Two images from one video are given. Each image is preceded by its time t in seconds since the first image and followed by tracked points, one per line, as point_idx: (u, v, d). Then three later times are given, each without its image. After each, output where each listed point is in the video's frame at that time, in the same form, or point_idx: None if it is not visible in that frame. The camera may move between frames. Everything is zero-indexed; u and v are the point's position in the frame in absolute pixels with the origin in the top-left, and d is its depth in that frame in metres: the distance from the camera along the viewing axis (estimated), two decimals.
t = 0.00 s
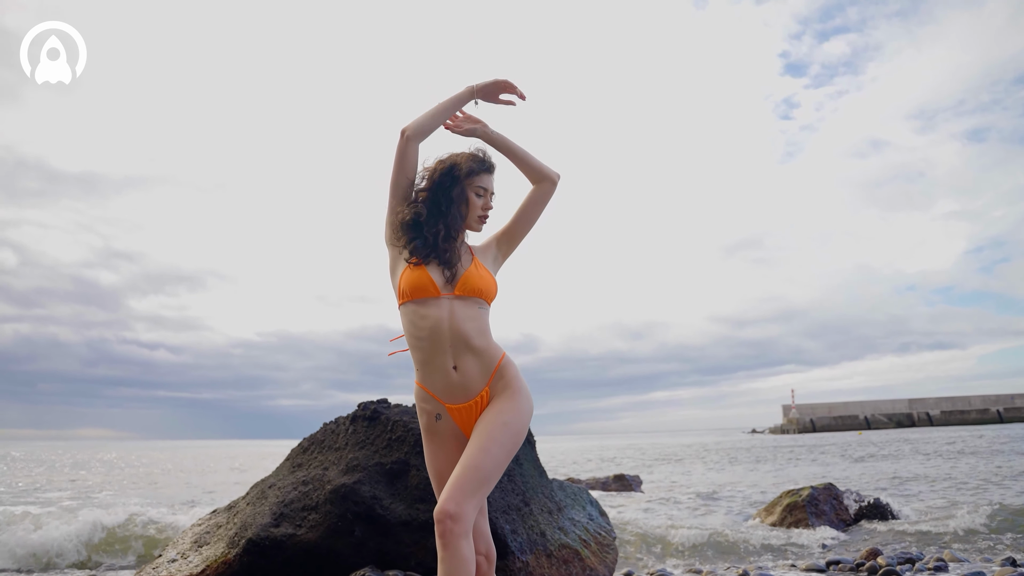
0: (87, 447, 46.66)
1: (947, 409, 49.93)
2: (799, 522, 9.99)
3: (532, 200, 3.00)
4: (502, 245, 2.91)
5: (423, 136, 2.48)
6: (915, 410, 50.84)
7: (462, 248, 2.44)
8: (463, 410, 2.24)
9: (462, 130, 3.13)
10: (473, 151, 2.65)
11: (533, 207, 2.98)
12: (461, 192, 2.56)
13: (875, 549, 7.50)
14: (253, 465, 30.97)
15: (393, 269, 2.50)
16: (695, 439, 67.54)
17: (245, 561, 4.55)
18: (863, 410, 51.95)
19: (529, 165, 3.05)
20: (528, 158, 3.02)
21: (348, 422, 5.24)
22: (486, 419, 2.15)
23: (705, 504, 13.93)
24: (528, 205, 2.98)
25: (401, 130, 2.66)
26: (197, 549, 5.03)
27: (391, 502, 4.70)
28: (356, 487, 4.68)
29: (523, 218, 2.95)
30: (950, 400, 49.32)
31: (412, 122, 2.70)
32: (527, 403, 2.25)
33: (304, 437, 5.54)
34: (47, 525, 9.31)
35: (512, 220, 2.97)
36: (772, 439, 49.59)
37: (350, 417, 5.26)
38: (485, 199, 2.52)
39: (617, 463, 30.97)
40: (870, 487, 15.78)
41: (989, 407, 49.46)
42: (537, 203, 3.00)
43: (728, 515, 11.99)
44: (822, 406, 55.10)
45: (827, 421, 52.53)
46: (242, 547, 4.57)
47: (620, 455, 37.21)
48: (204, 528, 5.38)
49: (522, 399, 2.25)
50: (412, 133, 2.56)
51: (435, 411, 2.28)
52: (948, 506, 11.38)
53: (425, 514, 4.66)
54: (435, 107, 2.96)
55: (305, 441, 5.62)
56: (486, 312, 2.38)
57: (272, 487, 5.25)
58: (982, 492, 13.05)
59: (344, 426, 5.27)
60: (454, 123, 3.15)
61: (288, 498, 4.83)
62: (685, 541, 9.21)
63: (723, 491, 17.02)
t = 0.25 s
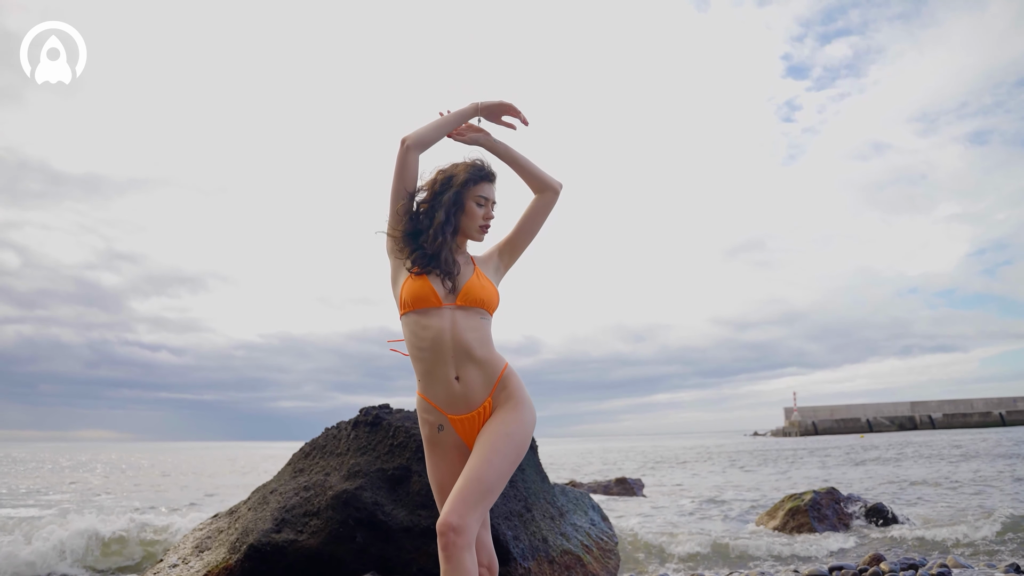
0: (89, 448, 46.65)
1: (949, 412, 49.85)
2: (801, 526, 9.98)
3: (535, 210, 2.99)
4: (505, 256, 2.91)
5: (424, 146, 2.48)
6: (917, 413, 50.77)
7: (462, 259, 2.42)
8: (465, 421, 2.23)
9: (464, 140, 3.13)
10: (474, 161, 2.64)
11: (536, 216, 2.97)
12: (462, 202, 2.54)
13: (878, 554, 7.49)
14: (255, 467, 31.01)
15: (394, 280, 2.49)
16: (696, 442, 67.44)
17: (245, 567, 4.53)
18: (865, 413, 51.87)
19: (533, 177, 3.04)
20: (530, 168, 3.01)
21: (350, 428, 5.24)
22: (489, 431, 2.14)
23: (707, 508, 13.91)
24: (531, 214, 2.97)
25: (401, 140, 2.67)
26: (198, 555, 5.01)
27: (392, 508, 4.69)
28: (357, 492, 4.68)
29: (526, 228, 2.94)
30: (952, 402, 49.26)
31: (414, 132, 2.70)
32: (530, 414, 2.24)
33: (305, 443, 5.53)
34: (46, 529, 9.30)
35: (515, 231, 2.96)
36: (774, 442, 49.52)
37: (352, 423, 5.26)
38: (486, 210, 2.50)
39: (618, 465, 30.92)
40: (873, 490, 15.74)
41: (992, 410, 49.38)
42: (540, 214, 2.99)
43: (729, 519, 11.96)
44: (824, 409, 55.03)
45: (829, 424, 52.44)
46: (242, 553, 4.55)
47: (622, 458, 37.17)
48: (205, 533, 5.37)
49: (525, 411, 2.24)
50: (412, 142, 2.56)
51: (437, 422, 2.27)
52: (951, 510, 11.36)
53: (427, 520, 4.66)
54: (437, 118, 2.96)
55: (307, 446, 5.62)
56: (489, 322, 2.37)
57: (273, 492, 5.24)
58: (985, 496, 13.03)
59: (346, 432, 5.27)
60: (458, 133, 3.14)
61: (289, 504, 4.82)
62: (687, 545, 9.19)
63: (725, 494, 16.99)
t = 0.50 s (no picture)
0: (91, 448, 46.66)
1: (951, 415, 49.75)
2: (804, 530, 9.96)
3: (538, 217, 2.98)
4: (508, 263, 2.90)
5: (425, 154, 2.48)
6: (919, 416, 50.67)
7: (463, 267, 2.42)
8: (467, 430, 2.22)
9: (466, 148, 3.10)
10: (475, 168, 2.64)
11: (539, 224, 2.96)
12: (463, 210, 2.54)
13: (881, 559, 7.48)
14: (256, 467, 31.00)
15: (397, 287, 2.49)
16: (697, 444, 67.33)
17: (247, 571, 4.52)
18: (867, 416, 51.77)
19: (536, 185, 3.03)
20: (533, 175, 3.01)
21: (352, 432, 5.24)
22: (491, 440, 2.13)
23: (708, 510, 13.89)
24: (533, 222, 2.96)
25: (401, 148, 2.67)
26: (199, 558, 5.00)
27: (394, 513, 4.69)
28: (359, 496, 4.67)
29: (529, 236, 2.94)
30: (954, 405, 49.17)
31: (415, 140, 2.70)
32: (532, 424, 2.24)
33: (307, 446, 5.53)
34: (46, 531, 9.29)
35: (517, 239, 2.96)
36: (776, 444, 49.42)
37: (354, 427, 5.27)
38: (487, 217, 2.50)
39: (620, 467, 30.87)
40: (875, 494, 15.71)
41: (994, 413, 49.28)
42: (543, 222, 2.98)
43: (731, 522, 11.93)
44: (826, 411, 54.94)
45: (831, 426, 52.35)
46: (244, 556, 4.54)
47: (623, 459, 37.11)
48: (207, 536, 5.36)
49: (528, 420, 2.23)
50: (413, 150, 2.56)
51: (439, 431, 2.26)
52: (953, 515, 11.34)
53: (429, 525, 4.65)
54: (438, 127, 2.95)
55: (308, 449, 5.62)
56: (491, 331, 2.36)
57: (275, 496, 5.23)
58: (989, 500, 12.99)
59: (348, 436, 5.27)
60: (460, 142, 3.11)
61: (291, 507, 4.82)
62: (689, 549, 9.18)
63: (727, 496, 16.95)
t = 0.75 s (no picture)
0: (95, 446, 46.75)
1: (955, 418, 49.59)
2: (807, 533, 9.93)
3: (543, 225, 2.97)
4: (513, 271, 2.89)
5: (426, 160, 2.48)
6: (922, 418, 50.52)
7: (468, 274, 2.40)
8: (471, 439, 2.21)
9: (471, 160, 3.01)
10: (478, 175, 2.63)
11: (544, 232, 2.95)
12: (467, 217, 2.53)
13: (885, 564, 7.44)
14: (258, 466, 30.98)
15: (400, 294, 2.47)
16: (700, 445, 67.21)
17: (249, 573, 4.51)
18: (871, 417, 51.63)
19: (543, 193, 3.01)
20: (538, 183, 3.00)
21: (355, 435, 5.24)
22: (494, 448, 2.12)
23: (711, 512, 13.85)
24: (538, 230, 2.96)
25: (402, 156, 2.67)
26: (202, 560, 5.00)
27: (397, 516, 4.68)
28: (362, 500, 4.67)
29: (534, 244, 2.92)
30: (958, 407, 49.03)
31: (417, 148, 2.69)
32: (536, 432, 2.23)
33: (310, 448, 5.54)
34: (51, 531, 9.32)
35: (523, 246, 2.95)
36: (779, 445, 49.30)
37: (357, 430, 5.27)
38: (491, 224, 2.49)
39: (623, 467, 30.82)
40: (879, 496, 15.65)
41: (998, 415, 49.12)
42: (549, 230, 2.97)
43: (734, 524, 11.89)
44: (829, 413, 54.79)
45: (834, 428, 52.20)
46: (246, 559, 4.53)
47: (625, 460, 37.03)
48: (209, 538, 5.36)
49: (531, 428, 2.23)
50: (414, 156, 2.55)
51: (442, 439, 2.25)
52: (954, 518, 11.32)
53: (432, 528, 4.65)
54: (441, 138, 2.93)
55: (311, 451, 5.62)
56: (494, 339, 2.35)
57: (278, 498, 5.23)
58: (993, 504, 12.93)
59: (351, 439, 5.27)
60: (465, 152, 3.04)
61: (294, 510, 4.81)
62: (692, 552, 9.16)
63: (730, 498, 16.91)
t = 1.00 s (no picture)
0: (97, 444, 46.77)
1: (959, 418, 49.51)
2: (810, 533, 9.91)
3: (547, 231, 2.97)
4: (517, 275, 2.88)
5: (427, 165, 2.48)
6: (926, 418, 50.41)
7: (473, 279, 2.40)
8: (475, 444, 2.21)
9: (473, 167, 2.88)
10: (481, 181, 2.63)
11: (549, 239, 2.95)
12: (471, 224, 2.53)
13: (888, 566, 7.42)
14: (260, 464, 30.96)
15: (404, 298, 2.47)
16: (703, 444, 67.12)
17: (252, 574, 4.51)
18: (874, 417, 51.53)
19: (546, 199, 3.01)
20: (542, 189, 2.99)
21: (358, 436, 5.24)
22: (498, 454, 2.11)
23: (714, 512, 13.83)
24: (543, 235, 2.95)
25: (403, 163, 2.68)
26: (204, 560, 5.00)
27: (400, 517, 4.68)
28: (365, 501, 4.66)
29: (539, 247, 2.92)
30: (962, 408, 48.93)
31: (420, 154, 2.69)
32: (540, 438, 2.22)
33: (313, 448, 5.54)
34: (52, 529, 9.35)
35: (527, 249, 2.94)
36: (782, 445, 49.23)
37: (360, 430, 5.28)
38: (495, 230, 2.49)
39: (626, 466, 30.77)
40: (882, 497, 15.61)
41: (1002, 416, 49.01)
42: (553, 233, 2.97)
43: (737, 524, 11.86)
44: (832, 413, 54.67)
45: (837, 427, 52.06)
46: (249, 559, 4.53)
47: (628, 459, 36.96)
48: (212, 537, 5.37)
49: (535, 434, 2.22)
50: (415, 162, 2.56)
51: (446, 445, 2.24)
52: (956, 519, 11.30)
53: (434, 529, 4.65)
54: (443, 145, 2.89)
55: (314, 452, 5.62)
56: (497, 345, 2.35)
57: (280, 498, 5.23)
58: (997, 505, 12.89)
59: (354, 440, 5.27)
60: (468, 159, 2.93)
61: (296, 511, 4.81)
62: (695, 553, 9.15)
63: (733, 498, 16.88)
